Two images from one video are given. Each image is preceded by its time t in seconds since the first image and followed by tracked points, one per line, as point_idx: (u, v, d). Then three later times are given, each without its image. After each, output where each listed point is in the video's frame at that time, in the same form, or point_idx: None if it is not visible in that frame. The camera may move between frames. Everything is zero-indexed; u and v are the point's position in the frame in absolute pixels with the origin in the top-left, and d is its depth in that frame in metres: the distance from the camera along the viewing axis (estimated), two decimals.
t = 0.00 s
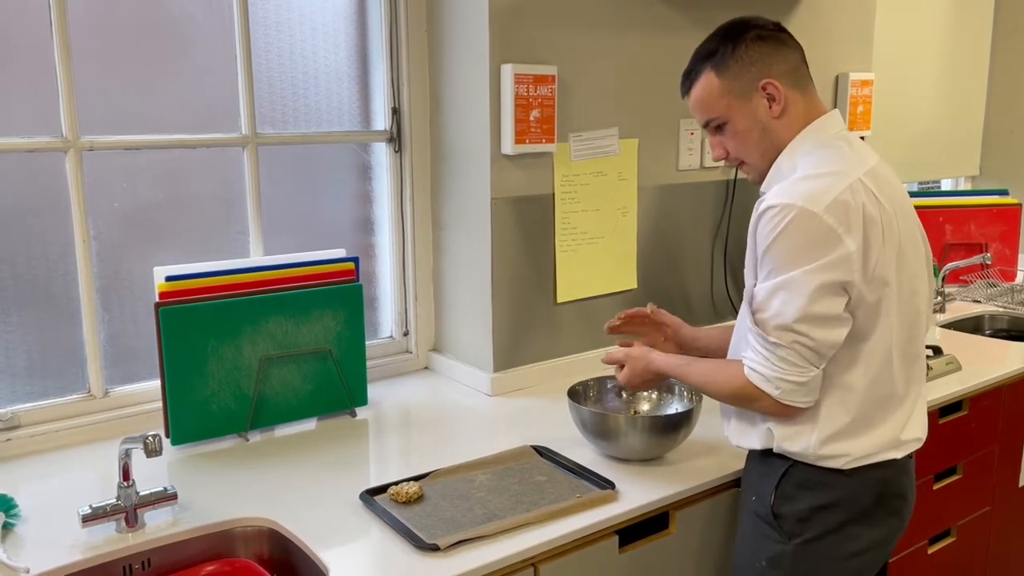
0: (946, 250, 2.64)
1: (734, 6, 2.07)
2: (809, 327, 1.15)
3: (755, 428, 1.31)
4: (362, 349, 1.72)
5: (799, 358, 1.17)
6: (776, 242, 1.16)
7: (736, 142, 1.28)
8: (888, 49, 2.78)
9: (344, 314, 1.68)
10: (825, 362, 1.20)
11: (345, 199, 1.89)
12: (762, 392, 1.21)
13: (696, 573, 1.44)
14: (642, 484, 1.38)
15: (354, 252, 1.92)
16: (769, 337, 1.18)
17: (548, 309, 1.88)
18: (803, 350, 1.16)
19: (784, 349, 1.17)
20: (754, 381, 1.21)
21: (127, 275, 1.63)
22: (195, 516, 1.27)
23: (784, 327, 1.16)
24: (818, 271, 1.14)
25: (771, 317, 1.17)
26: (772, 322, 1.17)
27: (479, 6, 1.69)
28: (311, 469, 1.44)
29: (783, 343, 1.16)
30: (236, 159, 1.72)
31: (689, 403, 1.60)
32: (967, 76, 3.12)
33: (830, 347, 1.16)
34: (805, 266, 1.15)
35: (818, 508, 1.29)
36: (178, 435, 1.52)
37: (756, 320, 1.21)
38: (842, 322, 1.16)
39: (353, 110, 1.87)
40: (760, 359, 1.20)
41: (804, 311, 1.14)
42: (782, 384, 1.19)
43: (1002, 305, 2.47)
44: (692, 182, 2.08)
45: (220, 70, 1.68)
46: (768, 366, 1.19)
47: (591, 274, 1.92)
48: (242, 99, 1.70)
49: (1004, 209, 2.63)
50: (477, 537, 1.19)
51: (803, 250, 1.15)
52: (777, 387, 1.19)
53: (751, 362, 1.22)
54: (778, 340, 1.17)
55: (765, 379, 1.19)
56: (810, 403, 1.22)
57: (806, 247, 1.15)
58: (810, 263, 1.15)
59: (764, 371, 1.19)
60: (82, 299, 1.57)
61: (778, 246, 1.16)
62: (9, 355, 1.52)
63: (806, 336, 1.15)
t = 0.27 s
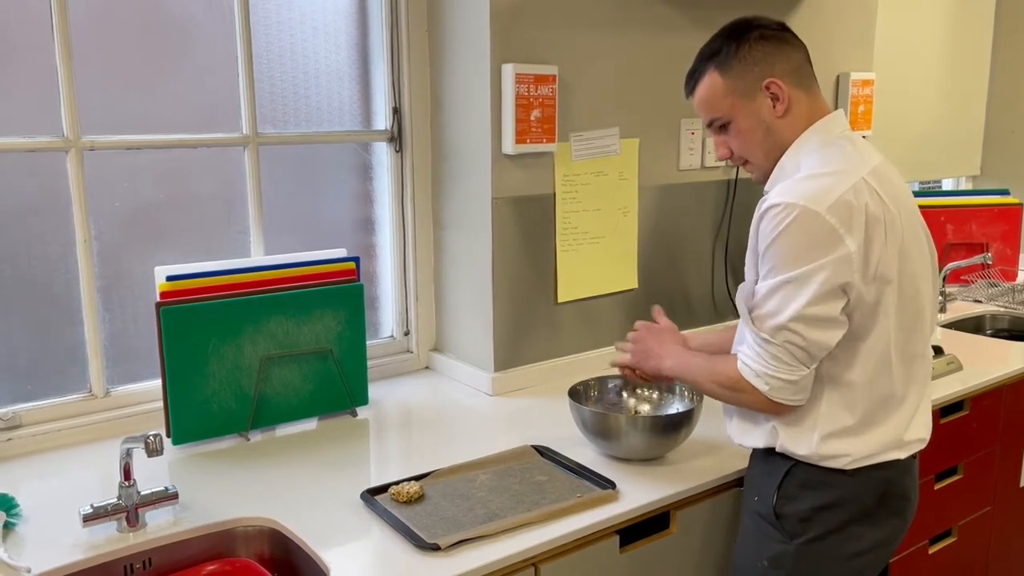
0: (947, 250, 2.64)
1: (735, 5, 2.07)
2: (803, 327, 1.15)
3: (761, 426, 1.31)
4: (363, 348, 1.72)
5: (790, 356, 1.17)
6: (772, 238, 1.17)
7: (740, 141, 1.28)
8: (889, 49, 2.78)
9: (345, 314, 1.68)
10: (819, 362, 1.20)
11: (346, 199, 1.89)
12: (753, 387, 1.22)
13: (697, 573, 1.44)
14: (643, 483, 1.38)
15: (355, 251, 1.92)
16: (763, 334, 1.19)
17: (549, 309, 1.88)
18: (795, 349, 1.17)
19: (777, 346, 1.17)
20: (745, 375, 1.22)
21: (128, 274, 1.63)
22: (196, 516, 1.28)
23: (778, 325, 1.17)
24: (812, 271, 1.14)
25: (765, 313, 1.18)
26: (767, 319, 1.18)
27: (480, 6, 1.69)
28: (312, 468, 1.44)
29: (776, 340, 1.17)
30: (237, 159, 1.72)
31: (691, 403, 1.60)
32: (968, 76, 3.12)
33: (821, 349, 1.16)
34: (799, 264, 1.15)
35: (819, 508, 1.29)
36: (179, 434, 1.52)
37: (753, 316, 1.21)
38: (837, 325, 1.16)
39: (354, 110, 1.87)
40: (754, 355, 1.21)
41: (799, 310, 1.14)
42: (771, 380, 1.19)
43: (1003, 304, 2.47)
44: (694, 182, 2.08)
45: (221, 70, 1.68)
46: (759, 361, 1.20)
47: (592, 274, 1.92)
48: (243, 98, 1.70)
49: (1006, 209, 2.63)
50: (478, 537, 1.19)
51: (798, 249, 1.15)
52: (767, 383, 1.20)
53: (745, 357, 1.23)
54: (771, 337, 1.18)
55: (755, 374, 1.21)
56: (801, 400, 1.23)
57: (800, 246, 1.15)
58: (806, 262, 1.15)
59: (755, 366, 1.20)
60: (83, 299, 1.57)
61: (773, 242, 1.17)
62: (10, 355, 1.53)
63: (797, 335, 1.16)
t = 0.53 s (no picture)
0: (948, 249, 2.64)
1: (736, 5, 2.07)
2: (819, 325, 1.15)
3: (762, 426, 1.31)
4: (364, 348, 1.72)
5: (810, 355, 1.17)
6: (785, 238, 1.16)
7: (745, 140, 1.28)
8: (890, 48, 2.77)
9: (346, 314, 1.68)
10: (835, 359, 1.20)
11: (347, 199, 1.89)
12: (773, 390, 1.21)
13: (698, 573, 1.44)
14: (644, 483, 1.38)
15: (356, 251, 1.92)
16: (778, 335, 1.18)
17: (549, 309, 1.88)
18: (814, 347, 1.16)
19: (795, 347, 1.17)
20: (764, 380, 1.21)
21: (128, 274, 1.63)
22: (197, 516, 1.28)
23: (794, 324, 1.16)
24: (830, 268, 1.14)
25: (781, 315, 1.17)
26: (783, 319, 1.17)
27: (481, 6, 1.69)
28: (313, 468, 1.44)
29: (794, 340, 1.16)
30: (237, 159, 1.72)
31: (692, 402, 1.60)
32: (969, 76, 3.12)
33: (841, 344, 1.16)
34: (816, 263, 1.14)
35: (821, 508, 1.29)
36: (180, 433, 1.52)
37: (765, 318, 1.21)
38: (853, 320, 1.16)
39: (355, 110, 1.87)
40: (770, 357, 1.20)
41: (815, 308, 1.14)
42: (792, 382, 1.19)
43: (1004, 304, 2.47)
44: (695, 181, 2.08)
45: (221, 70, 1.68)
46: (777, 363, 1.19)
47: (593, 274, 1.92)
48: (243, 98, 1.70)
49: (1007, 208, 2.62)
50: (478, 537, 1.19)
51: (815, 247, 1.15)
52: (788, 385, 1.19)
53: (761, 360, 1.22)
54: (788, 338, 1.17)
55: (775, 376, 1.20)
56: (820, 402, 1.22)
57: (818, 244, 1.14)
58: (824, 260, 1.14)
59: (774, 369, 1.19)
60: (84, 299, 1.57)
61: (787, 243, 1.16)
62: (10, 355, 1.53)
63: (817, 334, 1.15)
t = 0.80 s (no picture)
0: (949, 249, 2.64)
1: (737, 4, 2.06)
2: (812, 328, 1.15)
3: (761, 429, 1.31)
4: (365, 348, 1.72)
5: (801, 359, 1.17)
6: (780, 241, 1.16)
7: (745, 140, 1.28)
8: (891, 48, 2.77)
9: (347, 314, 1.68)
10: (829, 363, 1.20)
11: (348, 199, 1.89)
12: (763, 391, 1.21)
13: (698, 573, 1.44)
14: (645, 483, 1.38)
15: (356, 251, 1.92)
16: (771, 337, 1.18)
17: (550, 309, 1.88)
18: (806, 351, 1.17)
19: (787, 350, 1.17)
20: (756, 380, 1.21)
21: (129, 274, 1.63)
22: (198, 516, 1.28)
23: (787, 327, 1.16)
24: (822, 273, 1.14)
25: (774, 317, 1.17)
26: (776, 322, 1.17)
27: (481, 6, 1.69)
28: (314, 468, 1.44)
29: (786, 343, 1.17)
30: (238, 158, 1.72)
31: (692, 402, 1.60)
32: (970, 75, 3.12)
33: (832, 349, 1.16)
34: (809, 266, 1.15)
35: (823, 509, 1.29)
36: (180, 433, 1.52)
37: (759, 320, 1.21)
38: (846, 325, 1.16)
39: (356, 109, 1.87)
40: (763, 359, 1.21)
41: (807, 311, 1.14)
42: (783, 384, 1.19)
43: (1005, 304, 2.47)
44: (695, 181, 2.08)
45: (221, 70, 1.68)
46: (769, 365, 1.19)
47: (594, 274, 1.92)
48: (244, 98, 1.70)
49: (1008, 208, 2.62)
50: (479, 537, 1.19)
51: (808, 251, 1.15)
52: (779, 387, 1.19)
53: (753, 361, 1.22)
54: (780, 340, 1.17)
55: (765, 378, 1.20)
56: (812, 403, 1.22)
57: (811, 248, 1.15)
58: (818, 264, 1.14)
59: (766, 371, 1.20)
60: (85, 298, 1.57)
61: (782, 246, 1.16)
62: (11, 354, 1.53)
63: (808, 338, 1.15)
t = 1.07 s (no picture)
0: (950, 249, 2.63)
1: (738, 4, 2.06)
2: (821, 325, 1.15)
3: (762, 427, 1.31)
4: (366, 348, 1.72)
5: (811, 355, 1.17)
6: (786, 238, 1.16)
7: (746, 140, 1.28)
8: (892, 48, 2.77)
9: (348, 313, 1.69)
10: (838, 359, 1.20)
11: (349, 199, 1.89)
12: (774, 391, 1.21)
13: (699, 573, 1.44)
14: (646, 483, 1.37)
15: (357, 251, 1.92)
16: (781, 335, 1.18)
17: (551, 309, 1.88)
18: (816, 347, 1.16)
19: (798, 348, 1.16)
20: (765, 380, 1.21)
21: (130, 274, 1.63)
22: (199, 515, 1.28)
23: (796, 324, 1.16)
24: (832, 269, 1.14)
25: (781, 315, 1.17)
26: (784, 319, 1.17)
27: (482, 5, 1.69)
28: (314, 468, 1.44)
29: (796, 340, 1.16)
30: (239, 158, 1.72)
31: (693, 402, 1.60)
32: (972, 75, 3.11)
33: (842, 344, 1.16)
34: (816, 262, 1.14)
35: (823, 509, 1.29)
36: (181, 433, 1.52)
37: (765, 319, 1.20)
38: (854, 320, 1.16)
39: (357, 109, 1.87)
40: (771, 358, 1.20)
41: (818, 308, 1.14)
42: (794, 383, 1.18)
43: (1006, 304, 2.46)
44: (696, 181, 2.08)
45: (222, 70, 1.68)
46: (779, 364, 1.19)
47: (594, 274, 1.92)
48: (245, 98, 1.70)
49: (1010, 208, 2.62)
50: (480, 537, 1.19)
51: (816, 246, 1.15)
52: (791, 386, 1.19)
53: (761, 359, 1.22)
54: (790, 338, 1.17)
55: (775, 377, 1.19)
56: (822, 402, 1.22)
57: (817, 244, 1.14)
58: (824, 259, 1.14)
59: (776, 370, 1.19)
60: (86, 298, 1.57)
61: (788, 243, 1.16)
62: (13, 354, 1.53)
63: (819, 334, 1.15)
